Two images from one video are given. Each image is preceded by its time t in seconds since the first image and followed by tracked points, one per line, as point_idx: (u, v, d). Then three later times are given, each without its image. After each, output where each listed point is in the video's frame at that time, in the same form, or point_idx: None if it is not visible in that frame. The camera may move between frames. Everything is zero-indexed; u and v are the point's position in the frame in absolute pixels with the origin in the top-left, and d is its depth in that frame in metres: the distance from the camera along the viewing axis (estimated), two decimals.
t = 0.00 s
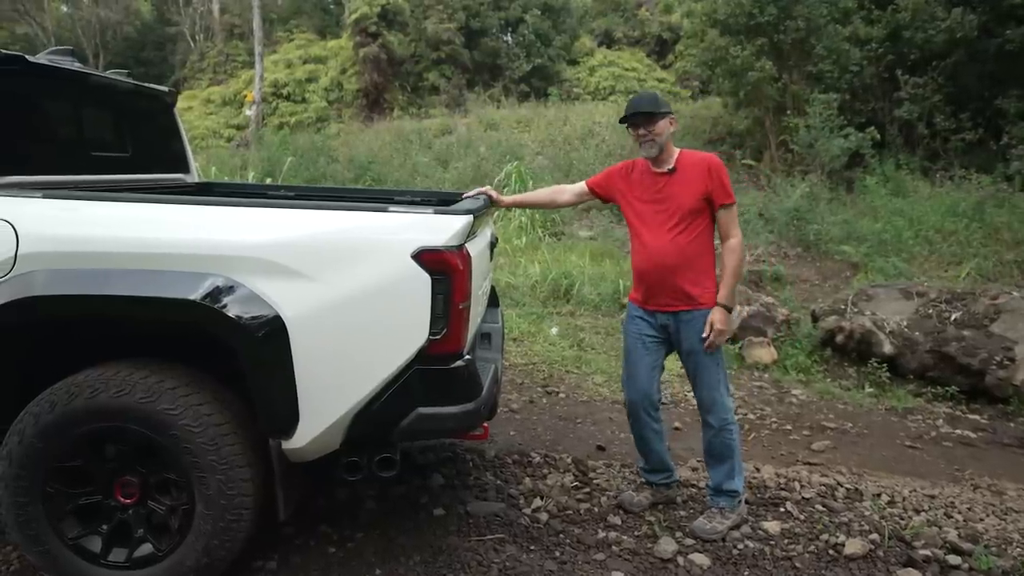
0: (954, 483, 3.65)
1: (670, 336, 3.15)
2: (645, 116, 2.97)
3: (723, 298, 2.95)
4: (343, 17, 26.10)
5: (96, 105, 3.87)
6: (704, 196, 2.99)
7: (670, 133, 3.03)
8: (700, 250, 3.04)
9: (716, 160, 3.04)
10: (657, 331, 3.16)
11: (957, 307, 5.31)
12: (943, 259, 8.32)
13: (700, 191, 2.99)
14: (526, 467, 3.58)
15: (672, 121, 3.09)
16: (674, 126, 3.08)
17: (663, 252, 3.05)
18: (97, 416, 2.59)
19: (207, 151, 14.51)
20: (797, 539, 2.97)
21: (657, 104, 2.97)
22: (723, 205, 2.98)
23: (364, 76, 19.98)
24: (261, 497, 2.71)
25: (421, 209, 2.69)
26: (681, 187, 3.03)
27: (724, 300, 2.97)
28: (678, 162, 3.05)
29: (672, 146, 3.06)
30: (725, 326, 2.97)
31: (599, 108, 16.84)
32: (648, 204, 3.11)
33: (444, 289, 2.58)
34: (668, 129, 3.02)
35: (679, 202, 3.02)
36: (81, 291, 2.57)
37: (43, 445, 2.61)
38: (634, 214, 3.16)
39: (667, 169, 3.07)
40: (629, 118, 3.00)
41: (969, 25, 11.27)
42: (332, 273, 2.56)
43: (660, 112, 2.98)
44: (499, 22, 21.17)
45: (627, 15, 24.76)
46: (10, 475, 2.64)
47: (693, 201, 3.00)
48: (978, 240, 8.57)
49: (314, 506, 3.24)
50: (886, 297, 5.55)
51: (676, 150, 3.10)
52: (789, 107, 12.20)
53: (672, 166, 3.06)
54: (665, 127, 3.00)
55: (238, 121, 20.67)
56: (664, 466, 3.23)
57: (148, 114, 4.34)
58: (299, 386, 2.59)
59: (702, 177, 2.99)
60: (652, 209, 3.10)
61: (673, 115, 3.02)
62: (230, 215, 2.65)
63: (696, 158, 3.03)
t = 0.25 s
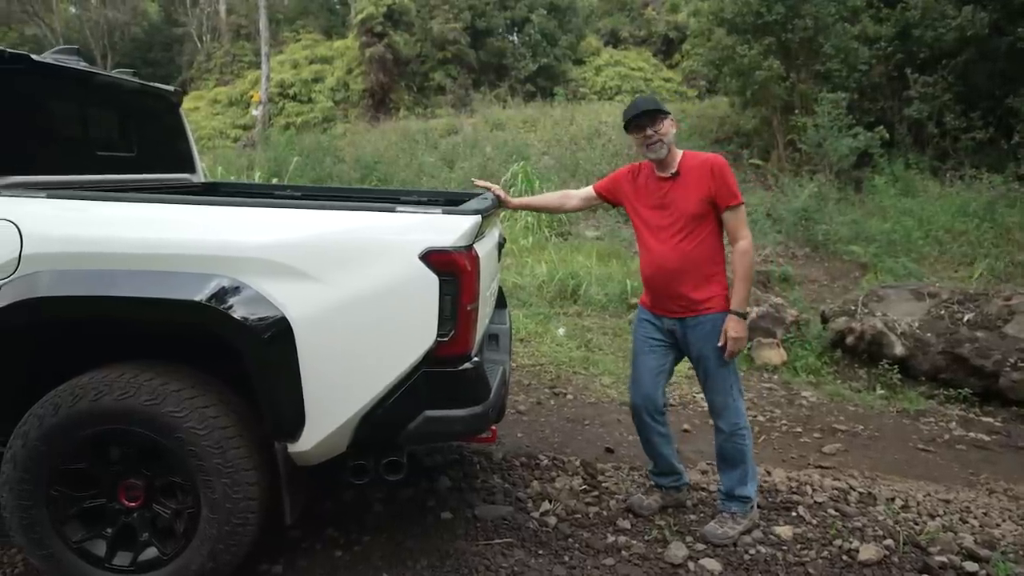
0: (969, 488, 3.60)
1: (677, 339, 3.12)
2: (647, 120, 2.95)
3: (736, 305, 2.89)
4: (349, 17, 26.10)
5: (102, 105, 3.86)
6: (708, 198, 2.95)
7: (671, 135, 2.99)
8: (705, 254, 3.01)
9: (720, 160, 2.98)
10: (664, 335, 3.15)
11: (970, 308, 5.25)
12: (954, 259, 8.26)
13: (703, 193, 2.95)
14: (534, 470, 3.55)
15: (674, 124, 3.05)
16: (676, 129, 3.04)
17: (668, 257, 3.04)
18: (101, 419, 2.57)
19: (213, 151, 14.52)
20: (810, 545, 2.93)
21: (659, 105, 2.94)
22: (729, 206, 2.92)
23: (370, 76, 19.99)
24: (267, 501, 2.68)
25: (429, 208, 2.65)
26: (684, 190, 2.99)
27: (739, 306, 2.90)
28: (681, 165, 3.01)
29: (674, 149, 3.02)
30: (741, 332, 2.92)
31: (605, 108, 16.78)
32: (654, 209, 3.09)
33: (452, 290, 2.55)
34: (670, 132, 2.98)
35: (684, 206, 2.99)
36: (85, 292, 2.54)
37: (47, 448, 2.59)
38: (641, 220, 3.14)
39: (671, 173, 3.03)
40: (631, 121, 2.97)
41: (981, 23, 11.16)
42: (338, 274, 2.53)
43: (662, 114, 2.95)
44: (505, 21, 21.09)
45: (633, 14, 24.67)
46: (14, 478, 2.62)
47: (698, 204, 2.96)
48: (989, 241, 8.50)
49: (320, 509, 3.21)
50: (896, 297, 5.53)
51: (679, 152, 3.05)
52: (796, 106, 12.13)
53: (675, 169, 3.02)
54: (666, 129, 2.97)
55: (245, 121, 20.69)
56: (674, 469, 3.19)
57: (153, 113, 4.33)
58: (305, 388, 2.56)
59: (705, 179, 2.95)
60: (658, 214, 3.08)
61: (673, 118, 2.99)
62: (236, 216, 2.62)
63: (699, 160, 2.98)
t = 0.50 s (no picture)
0: (983, 492, 3.55)
1: (687, 341, 3.09)
2: (651, 120, 2.93)
3: (741, 308, 2.86)
4: (357, 18, 26.11)
5: (109, 105, 3.85)
6: (714, 199, 2.91)
7: (676, 136, 2.96)
8: (714, 255, 2.97)
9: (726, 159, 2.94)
10: (675, 337, 3.11)
11: (983, 308, 5.18)
12: (966, 259, 8.18)
13: (710, 193, 2.91)
14: (542, 472, 3.51)
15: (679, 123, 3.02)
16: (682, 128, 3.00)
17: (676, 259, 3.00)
18: (106, 421, 2.56)
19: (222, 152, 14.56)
20: (821, 549, 2.89)
21: (662, 105, 2.93)
22: (734, 207, 2.87)
23: (378, 76, 20.02)
24: (272, 503, 2.66)
25: (436, 208, 2.63)
26: (691, 190, 2.96)
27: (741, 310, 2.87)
28: (687, 165, 2.98)
29: (680, 150, 2.99)
30: (745, 336, 2.89)
31: (614, 108, 16.73)
32: (661, 211, 3.06)
33: (459, 290, 2.52)
34: (674, 132, 2.96)
35: (690, 207, 2.96)
36: (90, 293, 2.53)
37: (52, 450, 2.58)
38: (649, 222, 3.11)
39: (676, 173, 3.00)
40: (635, 121, 2.95)
41: (993, 20, 11.16)
42: (345, 275, 2.51)
43: (665, 113, 2.94)
44: (513, 22, 21.04)
45: (642, 14, 24.58)
46: (21, 479, 2.62)
47: (704, 205, 2.93)
48: (1002, 241, 8.42)
49: (326, 511, 3.19)
50: (908, 299, 5.44)
51: (686, 153, 3.02)
52: (806, 106, 12.06)
53: (681, 170, 2.99)
54: (670, 129, 2.94)
55: (253, 122, 20.73)
56: (682, 472, 3.16)
57: (161, 113, 4.32)
58: (311, 391, 2.54)
59: (710, 179, 2.91)
60: (665, 216, 3.05)
61: (677, 118, 2.97)
62: (242, 215, 2.60)
63: (704, 159, 2.94)
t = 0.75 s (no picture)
0: (988, 493, 3.52)
1: (689, 341, 3.07)
2: (653, 118, 2.92)
3: (730, 305, 2.82)
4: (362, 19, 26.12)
5: (110, 105, 3.85)
6: (715, 198, 2.89)
7: (677, 134, 2.95)
8: (717, 254, 2.95)
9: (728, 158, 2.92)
10: (677, 337, 3.09)
11: (989, 309, 5.17)
12: (973, 259, 8.13)
13: (711, 192, 2.89)
14: (543, 473, 3.50)
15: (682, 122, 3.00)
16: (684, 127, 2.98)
17: (679, 259, 2.99)
18: (105, 419, 2.55)
19: (227, 153, 14.61)
20: (823, 551, 2.86)
21: (664, 103, 2.92)
22: (735, 205, 2.85)
23: (383, 77, 20.05)
24: (271, 502, 2.66)
25: (435, 208, 2.62)
26: (693, 190, 2.94)
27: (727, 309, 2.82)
28: (689, 164, 2.96)
29: (682, 148, 2.97)
30: (727, 333, 2.84)
31: (618, 108, 16.70)
32: (664, 210, 3.05)
33: (457, 289, 2.51)
34: (676, 131, 2.94)
35: (692, 206, 2.94)
36: (88, 292, 2.52)
37: (52, 448, 2.58)
38: (651, 220, 3.10)
39: (678, 172, 2.98)
40: (637, 120, 2.94)
41: (999, 19, 11.07)
42: (343, 274, 2.50)
43: (667, 111, 2.92)
44: (517, 22, 21.00)
45: (647, 14, 24.51)
46: (20, 478, 2.62)
47: (705, 204, 2.91)
48: (1008, 241, 8.38)
49: (326, 511, 3.18)
50: (913, 299, 5.42)
51: (688, 151, 3.00)
52: (811, 106, 12.02)
53: (683, 169, 2.97)
54: (671, 128, 2.93)
55: (259, 123, 20.78)
56: (683, 473, 3.14)
57: (163, 113, 4.33)
58: (309, 390, 2.53)
59: (712, 179, 2.89)
60: (668, 215, 3.04)
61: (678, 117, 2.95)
62: (241, 215, 2.60)
63: (706, 158, 2.92)
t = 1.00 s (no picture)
0: (991, 494, 3.49)
1: (694, 340, 3.06)
2: (651, 117, 2.90)
3: (736, 304, 2.81)
4: (368, 19, 26.14)
5: (110, 106, 3.85)
6: (716, 197, 2.88)
7: (676, 133, 2.93)
8: (719, 253, 2.94)
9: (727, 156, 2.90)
10: (681, 336, 3.08)
11: (994, 308, 5.11)
12: (981, 259, 8.08)
13: (712, 191, 2.87)
14: (542, 472, 3.49)
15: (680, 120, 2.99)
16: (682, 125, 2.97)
17: (682, 259, 2.97)
18: (102, 418, 2.56)
19: (234, 154, 14.66)
20: (823, 551, 2.84)
21: (663, 101, 2.90)
22: (738, 203, 2.84)
23: (388, 78, 20.09)
24: (266, 501, 2.65)
25: (430, 206, 2.61)
26: (693, 189, 2.92)
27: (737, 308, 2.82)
28: (688, 163, 2.94)
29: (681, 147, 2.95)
30: (738, 333, 2.83)
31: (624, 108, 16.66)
32: (663, 209, 3.03)
33: (453, 288, 2.50)
34: (674, 129, 2.93)
35: (692, 205, 2.92)
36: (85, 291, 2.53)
37: (50, 446, 2.59)
38: (651, 221, 3.07)
39: (677, 171, 2.96)
40: (636, 118, 2.92)
41: (1008, 18, 11.11)
42: (338, 273, 2.49)
43: (667, 109, 2.91)
44: (523, 23, 20.97)
45: (653, 13, 24.44)
46: (18, 476, 2.62)
47: (706, 203, 2.90)
48: (1016, 241, 8.32)
49: (324, 510, 3.17)
50: (918, 298, 5.37)
51: (687, 150, 2.98)
52: (817, 105, 11.98)
53: (682, 168, 2.95)
54: (669, 126, 2.91)
55: (265, 124, 20.85)
56: (684, 473, 3.12)
57: (164, 113, 4.33)
58: (305, 388, 2.52)
59: (712, 178, 2.87)
60: (668, 215, 3.02)
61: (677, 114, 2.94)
62: (238, 214, 2.60)
63: (705, 157, 2.91)
